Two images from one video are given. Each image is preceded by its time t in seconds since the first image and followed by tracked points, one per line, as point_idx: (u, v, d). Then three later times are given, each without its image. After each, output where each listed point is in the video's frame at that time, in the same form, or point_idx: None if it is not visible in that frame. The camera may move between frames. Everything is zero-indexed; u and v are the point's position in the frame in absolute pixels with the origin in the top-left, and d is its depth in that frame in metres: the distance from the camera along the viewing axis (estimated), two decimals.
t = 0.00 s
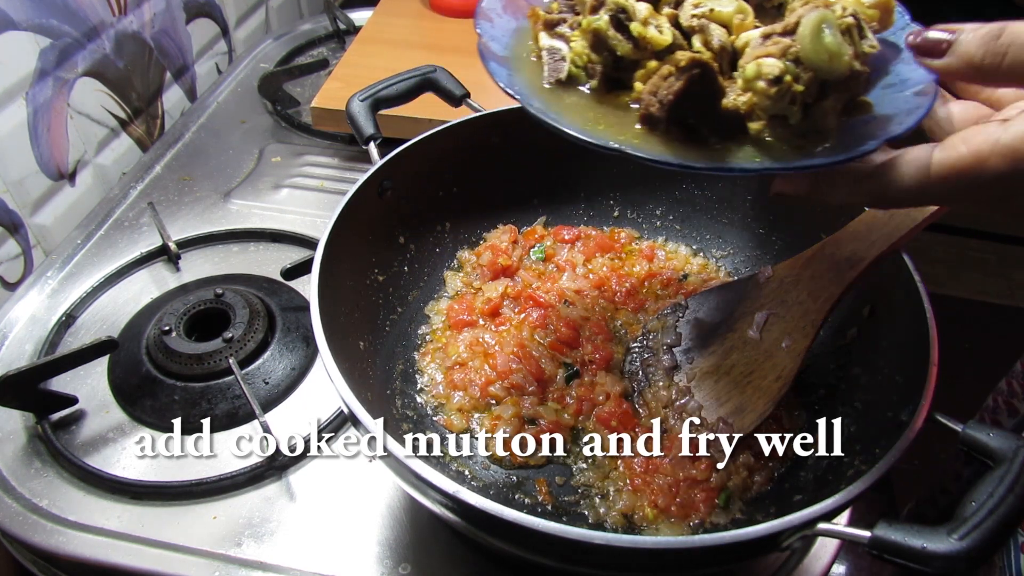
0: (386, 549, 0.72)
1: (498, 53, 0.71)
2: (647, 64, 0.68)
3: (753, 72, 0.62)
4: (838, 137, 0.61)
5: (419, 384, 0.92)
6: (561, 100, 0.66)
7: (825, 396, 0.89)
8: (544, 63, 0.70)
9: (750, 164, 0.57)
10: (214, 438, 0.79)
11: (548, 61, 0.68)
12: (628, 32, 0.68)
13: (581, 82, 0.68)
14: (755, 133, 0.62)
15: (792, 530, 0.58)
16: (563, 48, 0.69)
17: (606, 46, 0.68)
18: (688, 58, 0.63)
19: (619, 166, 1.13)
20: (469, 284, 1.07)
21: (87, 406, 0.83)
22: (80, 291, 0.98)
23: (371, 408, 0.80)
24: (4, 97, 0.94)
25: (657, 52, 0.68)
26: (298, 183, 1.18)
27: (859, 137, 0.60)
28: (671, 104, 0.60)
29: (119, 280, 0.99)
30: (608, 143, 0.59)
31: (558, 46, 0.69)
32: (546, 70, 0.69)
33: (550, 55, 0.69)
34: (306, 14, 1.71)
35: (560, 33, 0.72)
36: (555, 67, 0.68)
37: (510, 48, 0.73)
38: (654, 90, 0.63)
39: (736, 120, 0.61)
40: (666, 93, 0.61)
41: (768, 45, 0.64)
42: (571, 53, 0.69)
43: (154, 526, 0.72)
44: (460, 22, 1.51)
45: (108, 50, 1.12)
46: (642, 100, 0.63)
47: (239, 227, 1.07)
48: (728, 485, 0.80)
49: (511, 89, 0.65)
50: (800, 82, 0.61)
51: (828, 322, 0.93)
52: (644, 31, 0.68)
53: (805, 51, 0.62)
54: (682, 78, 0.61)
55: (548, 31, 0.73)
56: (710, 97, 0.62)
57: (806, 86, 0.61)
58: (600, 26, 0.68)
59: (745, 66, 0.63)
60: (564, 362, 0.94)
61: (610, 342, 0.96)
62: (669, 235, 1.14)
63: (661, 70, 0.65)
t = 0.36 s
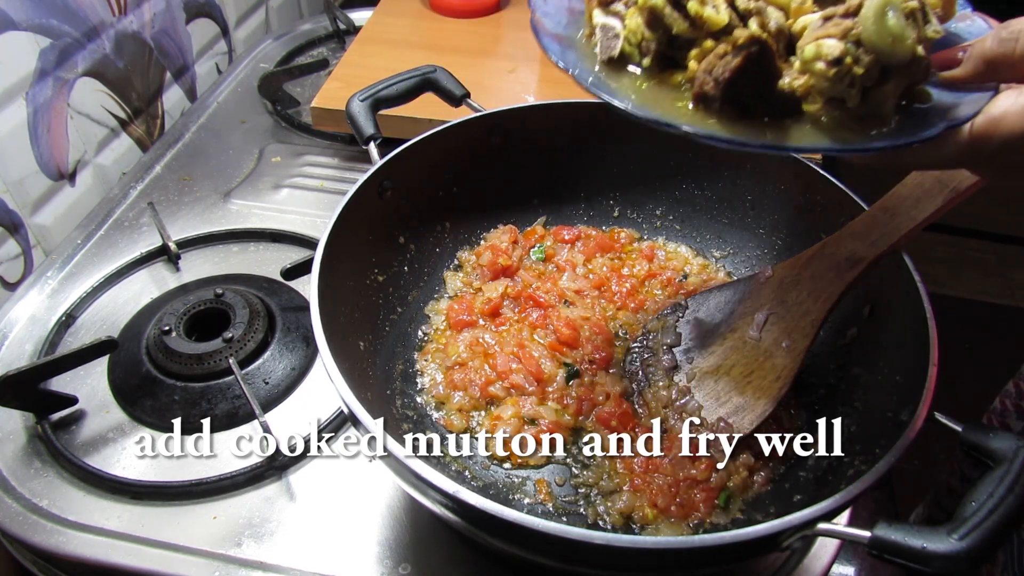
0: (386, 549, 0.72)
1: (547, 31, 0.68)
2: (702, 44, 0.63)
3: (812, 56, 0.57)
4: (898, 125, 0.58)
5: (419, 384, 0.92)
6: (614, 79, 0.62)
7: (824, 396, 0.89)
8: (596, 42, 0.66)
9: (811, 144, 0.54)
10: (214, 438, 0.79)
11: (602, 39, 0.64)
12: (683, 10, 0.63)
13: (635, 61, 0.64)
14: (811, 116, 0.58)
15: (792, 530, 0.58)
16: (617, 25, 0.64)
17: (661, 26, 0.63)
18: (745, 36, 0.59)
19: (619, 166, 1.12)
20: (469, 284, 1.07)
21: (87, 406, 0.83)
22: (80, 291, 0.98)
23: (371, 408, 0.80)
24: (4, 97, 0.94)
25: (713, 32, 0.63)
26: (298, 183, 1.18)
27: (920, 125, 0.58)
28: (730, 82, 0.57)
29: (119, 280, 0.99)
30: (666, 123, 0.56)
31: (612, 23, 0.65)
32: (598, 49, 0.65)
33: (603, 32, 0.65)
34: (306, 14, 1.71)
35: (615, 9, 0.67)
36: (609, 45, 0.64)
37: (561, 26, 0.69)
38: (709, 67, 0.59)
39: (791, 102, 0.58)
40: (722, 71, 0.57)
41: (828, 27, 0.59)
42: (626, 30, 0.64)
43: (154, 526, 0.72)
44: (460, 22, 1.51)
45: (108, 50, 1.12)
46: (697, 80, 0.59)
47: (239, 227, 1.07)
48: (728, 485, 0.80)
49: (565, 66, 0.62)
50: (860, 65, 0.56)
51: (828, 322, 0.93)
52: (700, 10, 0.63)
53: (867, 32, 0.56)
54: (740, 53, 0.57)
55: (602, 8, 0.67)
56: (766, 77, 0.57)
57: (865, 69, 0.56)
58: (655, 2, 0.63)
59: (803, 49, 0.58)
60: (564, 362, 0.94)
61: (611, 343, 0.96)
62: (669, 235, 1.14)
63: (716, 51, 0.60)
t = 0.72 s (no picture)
0: (386, 549, 0.72)
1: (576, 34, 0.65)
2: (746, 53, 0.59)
3: (872, 75, 0.53)
4: (959, 158, 0.53)
5: (419, 384, 0.92)
6: (646, 90, 0.60)
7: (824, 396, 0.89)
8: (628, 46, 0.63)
9: (864, 176, 0.50)
10: (215, 437, 0.80)
11: (634, 42, 0.62)
12: (728, 14, 0.59)
13: (670, 66, 0.61)
14: (861, 141, 0.55)
15: (791, 530, 0.58)
16: (653, 26, 0.61)
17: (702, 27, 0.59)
18: (799, 47, 0.55)
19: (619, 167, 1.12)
20: (469, 284, 1.07)
21: (88, 406, 0.83)
22: (80, 291, 0.98)
23: (371, 408, 0.80)
24: (4, 97, 0.94)
25: (760, 39, 0.59)
26: (298, 183, 1.18)
27: (987, 160, 0.53)
28: (774, 97, 0.54)
29: (119, 280, 0.99)
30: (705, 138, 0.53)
31: (646, 24, 0.62)
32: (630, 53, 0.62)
33: (636, 34, 0.62)
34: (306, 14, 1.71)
35: (649, 9, 0.64)
36: (641, 48, 0.61)
37: (590, 27, 0.68)
38: (753, 81, 0.56)
39: (842, 127, 0.55)
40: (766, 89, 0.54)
41: (891, 42, 0.54)
42: (661, 33, 0.60)
43: (154, 526, 0.72)
44: (461, 22, 1.51)
45: (108, 50, 1.12)
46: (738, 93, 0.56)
47: (239, 227, 1.07)
48: (728, 485, 0.80)
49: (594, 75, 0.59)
50: (927, 87, 0.52)
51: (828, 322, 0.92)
52: (747, 14, 0.58)
53: (937, 52, 0.52)
54: (789, 69, 0.54)
55: (635, 7, 0.65)
56: (812, 97, 0.55)
57: (931, 93, 0.52)
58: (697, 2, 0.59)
59: (863, 65, 0.54)
60: (564, 362, 0.94)
61: (611, 343, 0.96)
62: (669, 235, 1.14)
63: (761, 63, 0.57)
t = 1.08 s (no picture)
0: (386, 549, 0.72)
1: (631, 214, 0.62)
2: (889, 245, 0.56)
3: None
4: None
5: (419, 384, 0.92)
6: (751, 305, 0.54)
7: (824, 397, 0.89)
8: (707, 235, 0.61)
9: None
10: (215, 438, 0.80)
11: (721, 238, 0.58)
12: (858, 200, 0.57)
13: (773, 265, 0.58)
14: None
15: (791, 530, 0.58)
16: (738, 213, 0.60)
17: (822, 216, 0.57)
18: (1001, 263, 0.48)
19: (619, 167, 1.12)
20: (469, 284, 1.07)
21: (87, 406, 0.83)
22: (80, 291, 0.98)
23: (371, 409, 0.80)
24: (4, 97, 0.94)
25: (897, 224, 0.56)
26: (298, 183, 1.18)
27: None
28: (948, 327, 0.48)
29: (119, 280, 0.99)
30: (854, 397, 0.46)
31: (731, 211, 0.60)
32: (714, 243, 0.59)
33: (720, 226, 0.59)
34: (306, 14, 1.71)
35: (731, 187, 0.63)
36: (728, 246, 0.58)
37: (645, 205, 0.65)
38: (916, 302, 0.49)
39: None
40: (943, 316, 0.47)
41: None
42: (754, 228, 0.59)
43: (154, 527, 0.72)
44: (461, 22, 1.51)
45: (108, 50, 1.12)
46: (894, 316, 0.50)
47: (239, 227, 1.08)
48: (728, 485, 0.80)
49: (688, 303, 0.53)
50: None
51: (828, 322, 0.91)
52: (882, 196, 0.56)
53: None
54: (979, 299, 0.47)
55: (713, 182, 0.64)
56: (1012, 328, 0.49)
57: None
58: (812, 181, 0.58)
59: None
60: (564, 362, 0.94)
61: (611, 343, 0.96)
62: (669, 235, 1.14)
63: (912, 268, 0.52)
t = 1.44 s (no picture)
0: (386, 549, 0.72)
1: (774, 399, 0.53)
2: None
3: None
4: None
5: (419, 384, 0.92)
6: (940, 504, 0.49)
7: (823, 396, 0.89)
8: (861, 407, 0.54)
9: None
10: (215, 437, 0.80)
11: (879, 410, 0.52)
12: None
13: (947, 447, 0.51)
14: None
15: (791, 531, 0.58)
16: (902, 388, 0.53)
17: (1002, 395, 0.51)
18: None
19: (619, 167, 1.12)
20: (469, 284, 1.07)
21: (87, 406, 0.83)
22: (80, 291, 0.98)
23: (371, 409, 0.80)
24: (4, 97, 0.94)
25: None
26: (298, 183, 1.18)
27: None
28: None
29: (119, 280, 0.99)
30: None
31: (885, 380, 0.54)
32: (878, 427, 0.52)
33: (877, 399, 0.53)
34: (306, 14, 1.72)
35: (881, 353, 0.56)
36: (896, 427, 0.51)
37: (771, 373, 0.56)
38: None
39: None
40: None
41: None
42: (924, 404, 0.52)
43: (154, 527, 0.72)
44: (461, 22, 1.51)
45: (108, 50, 1.12)
46: None
47: (239, 227, 1.08)
48: (728, 485, 0.80)
49: (885, 518, 0.46)
50: None
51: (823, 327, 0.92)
52: None
53: None
54: None
55: (859, 352, 0.56)
56: None
57: None
58: (996, 362, 0.50)
59: None
60: (564, 362, 0.94)
61: (611, 344, 0.96)
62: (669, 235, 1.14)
63: None
